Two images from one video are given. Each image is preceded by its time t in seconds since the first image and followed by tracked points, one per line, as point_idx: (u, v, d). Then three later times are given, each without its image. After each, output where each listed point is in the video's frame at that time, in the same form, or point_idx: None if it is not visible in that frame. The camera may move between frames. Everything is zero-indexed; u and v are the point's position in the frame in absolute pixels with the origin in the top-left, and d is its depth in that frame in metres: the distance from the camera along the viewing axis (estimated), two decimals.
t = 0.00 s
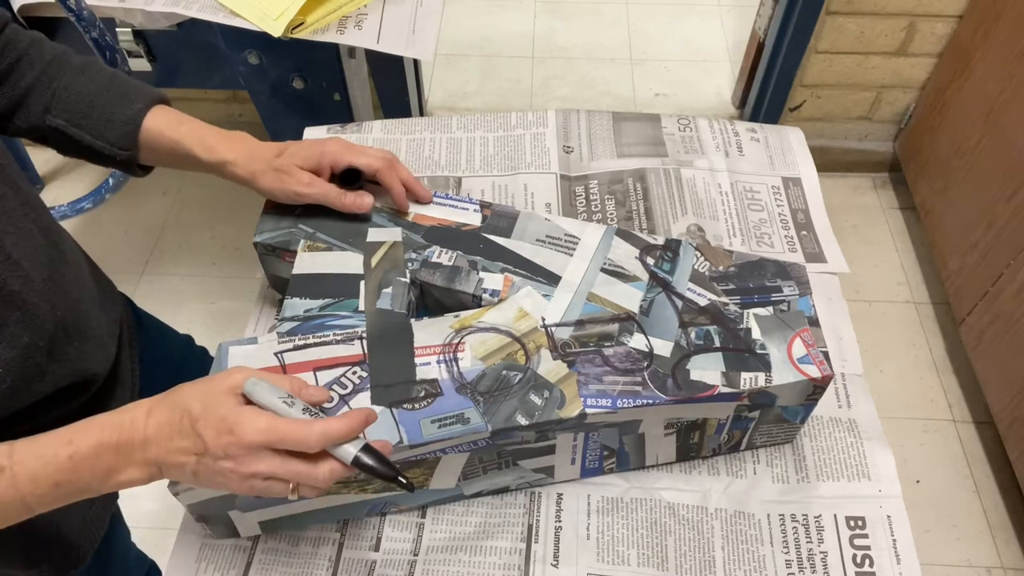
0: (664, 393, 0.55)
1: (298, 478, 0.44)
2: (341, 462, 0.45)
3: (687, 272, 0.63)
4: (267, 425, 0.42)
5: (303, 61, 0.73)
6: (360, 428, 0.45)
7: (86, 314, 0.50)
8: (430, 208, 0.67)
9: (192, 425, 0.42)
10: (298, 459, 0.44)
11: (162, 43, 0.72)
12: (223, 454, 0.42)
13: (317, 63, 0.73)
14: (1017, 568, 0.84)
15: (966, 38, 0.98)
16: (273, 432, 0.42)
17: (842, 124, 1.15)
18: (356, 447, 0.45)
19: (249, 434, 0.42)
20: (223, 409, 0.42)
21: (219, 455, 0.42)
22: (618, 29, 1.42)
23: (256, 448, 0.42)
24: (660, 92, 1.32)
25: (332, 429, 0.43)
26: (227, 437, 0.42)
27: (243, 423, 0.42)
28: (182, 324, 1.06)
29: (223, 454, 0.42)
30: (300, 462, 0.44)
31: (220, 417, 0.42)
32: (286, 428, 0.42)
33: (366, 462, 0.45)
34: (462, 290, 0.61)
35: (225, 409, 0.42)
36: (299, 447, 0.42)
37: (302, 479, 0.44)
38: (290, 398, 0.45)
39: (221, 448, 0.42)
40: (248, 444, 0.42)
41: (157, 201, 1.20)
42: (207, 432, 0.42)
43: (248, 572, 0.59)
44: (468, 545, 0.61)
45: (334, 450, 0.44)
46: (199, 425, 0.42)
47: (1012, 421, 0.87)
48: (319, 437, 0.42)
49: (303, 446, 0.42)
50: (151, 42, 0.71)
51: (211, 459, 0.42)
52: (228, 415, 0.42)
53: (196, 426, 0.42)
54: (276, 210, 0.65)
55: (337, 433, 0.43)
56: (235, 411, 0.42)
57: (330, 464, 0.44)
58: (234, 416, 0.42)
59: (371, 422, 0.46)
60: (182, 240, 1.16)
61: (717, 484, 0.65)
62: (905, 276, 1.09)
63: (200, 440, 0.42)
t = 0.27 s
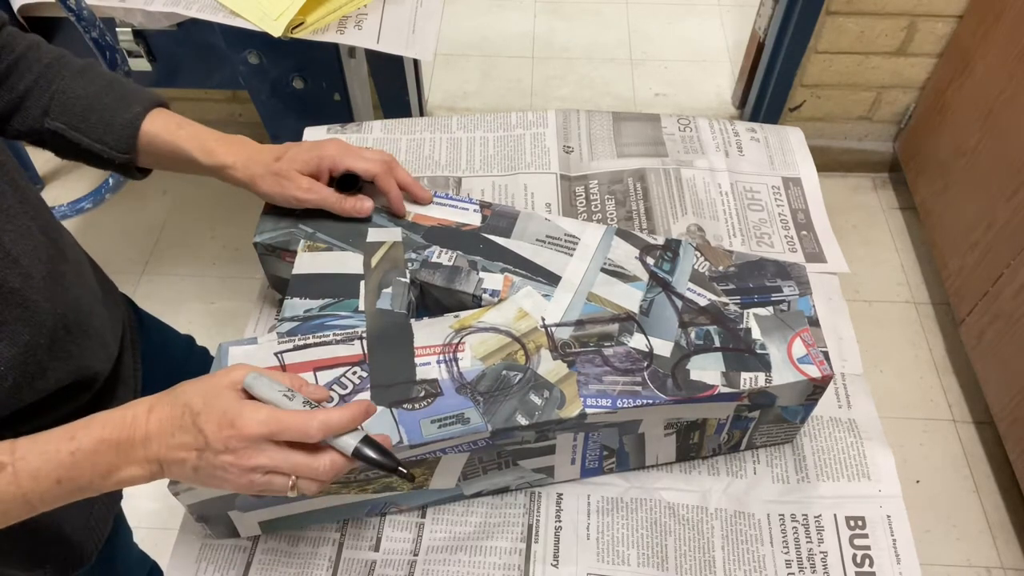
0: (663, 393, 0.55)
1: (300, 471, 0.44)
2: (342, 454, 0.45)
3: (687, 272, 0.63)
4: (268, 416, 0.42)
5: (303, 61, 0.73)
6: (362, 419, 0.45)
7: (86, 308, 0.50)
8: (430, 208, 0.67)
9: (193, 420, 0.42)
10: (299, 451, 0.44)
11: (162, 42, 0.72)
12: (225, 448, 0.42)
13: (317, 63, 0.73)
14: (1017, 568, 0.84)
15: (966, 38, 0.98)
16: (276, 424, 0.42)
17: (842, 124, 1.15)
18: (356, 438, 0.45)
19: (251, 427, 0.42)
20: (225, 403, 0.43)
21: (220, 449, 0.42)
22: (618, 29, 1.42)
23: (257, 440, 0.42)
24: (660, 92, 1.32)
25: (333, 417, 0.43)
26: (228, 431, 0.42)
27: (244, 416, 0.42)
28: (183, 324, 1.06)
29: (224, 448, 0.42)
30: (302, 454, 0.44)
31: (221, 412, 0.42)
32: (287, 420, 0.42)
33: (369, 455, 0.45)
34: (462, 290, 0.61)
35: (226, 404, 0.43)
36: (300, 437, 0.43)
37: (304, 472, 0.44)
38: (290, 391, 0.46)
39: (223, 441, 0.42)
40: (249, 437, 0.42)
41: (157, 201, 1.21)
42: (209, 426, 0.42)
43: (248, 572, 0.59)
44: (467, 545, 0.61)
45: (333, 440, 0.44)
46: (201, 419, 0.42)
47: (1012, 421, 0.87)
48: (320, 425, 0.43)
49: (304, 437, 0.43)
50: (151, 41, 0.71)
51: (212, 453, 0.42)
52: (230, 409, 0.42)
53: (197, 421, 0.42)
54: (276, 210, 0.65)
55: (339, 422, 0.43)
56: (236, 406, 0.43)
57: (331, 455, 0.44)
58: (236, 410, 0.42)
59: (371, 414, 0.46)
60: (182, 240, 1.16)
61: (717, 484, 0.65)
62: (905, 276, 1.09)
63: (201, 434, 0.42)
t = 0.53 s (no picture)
0: (664, 393, 0.55)
1: (301, 468, 0.44)
2: (343, 450, 0.45)
3: (687, 272, 0.63)
4: (269, 414, 0.42)
5: (303, 61, 0.73)
6: (362, 415, 0.45)
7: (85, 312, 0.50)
8: (430, 208, 0.67)
9: (194, 419, 0.42)
10: (300, 449, 0.44)
11: (162, 42, 0.72)
12: (225, 446, 0.42)
13: (317, 63, 0.73)
14: (1017, 568, 0.84)
15: (966, 38, 0.98)
16: (276, 422, 0.42)
17: (842, 124, 1.15)
18: (357, 434, 0.45)
19: (252, 424, 0.42)
20: (225, 401, 0.43)
21: (221, 447, 0.42)
22: (618, 29, 1.42)
23: (259, 438, 0.42)
24: (660, 92, 1.32)
25: (334, 414, 0.43)
26: (229, 429, 0.42)
27: (245, 414, 0.42)
28: (183, 324, 1.06)
29: (224, 445, 0.42)
30: (302, 452, 0.44)
31: (222, 410, 0.42)
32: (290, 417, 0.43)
33: (371, 451, 0.45)
34: (462, 290, 0.61)
35: (226, 402, 0.43)
36: (302, 434, 0.43)
37: (304, 468, 0.44)
38: (290, 388, 0.46)
39: (223, 438, 0.42)
40: (250, 434, 0.42)
41: (157, 201, 1.21)
42: (210, 424, 0.42)
43: (248, 572, 0.59)
44: (467, 545, 0.61)
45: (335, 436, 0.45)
46: (202, 417, 0.42)
47: (1012, 421, 0.87)
48: (322, 422, 0.43)
49: (306, 433, 0.43)
50: (151, 42, 0.71)
51: (213, 451, 0.42)
52: (231, 408, 0.42)
53: (198, 419, 0.42)
54: (276, 210, 0.65)
55: (340, 418, 0.44)
56: (237, 404, 0.43)
57: (333, 451, 0.45)
58: (237, 407, 0.42)
59: (372, 410, 0.46)
60: (182, 241, 1.16)
61: (717, 484, 0.65)
62: (905, 276, 1.09)
63: (202, 433, 0.42)
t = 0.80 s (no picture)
0: (664, 393, 0.55)
1: (301, 464, 0.44)
2: (344, 446, 0.46)
3: (687, 272, 0.63)
4: (270, 409, 0.42)
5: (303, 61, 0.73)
6: (362, 411, 0.45)
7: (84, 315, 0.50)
8: (430, 208, 0.67)
9: (196, 415, 0.42)
10: (301, 444, 0.44)
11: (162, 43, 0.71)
12: (227, 442, 0.42)
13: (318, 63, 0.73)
14: (1017, 568, 0.84)
15: (966, 38, 0.98)
16: (277, 417, 0.42)
17: (842, 124, 1.15)
18: (357, 431, 0.47)
19: (254, 420, 0.42)
20: (227, 398, 0.43)
21: (223, 443, 0.42)
22: (618, 29, 1.42)
23: (261, 433, 0.42)
24: (660, 92, 1.32)
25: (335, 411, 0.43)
26: (232, 425, 0.42)
27: (248, 411, 0.42)
28: (182, 324, 1.06)
29: (226, 441, 0.42)
30: (302, 447, 0.44)
31: (224, 406, 0.42)
32: (290, 411, 0.42)
33: (373, 448, 0.47)
34: (463, 290, 0.61)
35: (229, 399, 0.43)
36: (304, 429, 0.43)
37: (304, 465, 0.44)
38: (292, 386, 0.46)
39: (225, 434, 0.42)
40: (252, 430, 0.42)
41: (157, 201, 1.21)
42: (212, 420, 0.42)
43: (249, 572, 0.59)
44: (467, 545, 0.61)
45: (336, 433, 0.46)
46: (204, 414, 0.42)
47: (1012, 421, 0.87)
48: (323, 418, 0.43)
49: (307, 428, 0.43)
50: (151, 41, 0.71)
51: (214, 448, 0.42)
52: (233, 405, 0.42)
53: (200, 415, 0.42)
54: (276, 209, 0.65)
55: (341, 414, 0.43)
56: (239, 401, 0.43)
57: (334, 448, 0.45)
58: (239, 403, 0.42)
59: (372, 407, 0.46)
60: (182, 240, 1.16)
61: (717, 484, 0.65)
62: (905, 276, 1.09)
63: (203, 429, 0.42)
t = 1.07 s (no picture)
0: (664, 393, 0.55)
1: (302, 461, 0.44)
2: (346, 443, 0.45)
3: (687, 272, 0.63)
4: (270, 406, 0.42)
5: (303, 61, 0.73)
6: (363, 408, 0.44)
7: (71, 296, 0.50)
8: (430, 208, 0.67)
9: (196, 414, 0.42)
10: (302, 441, 0.44)
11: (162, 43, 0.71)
12: (227, 440, 0.42)
13: (318, 63, 0.73)
14: (1017, 568, 0.84)
15: (966, 38, 0.98)
16: (277, 414, 0.42)
17: (842, 124, 1.15)
18: (357, 428, 0.46)
19: (255, 417, 0.42)
20: (227, 395, 0.43)
21: (223, 441, 0.42)
22: (618, 29, 1.42)
23: (261, 431, 0.42)
24: (660, 92, 1.32)
25: (336, 407, 0.43)
26: (232, 422, 0.42)
27: (247, 408, 0.42)
28: (183, 324, 1.06)
29: (226, 439, 0.42)
30: (303, 445, 0.44)
31: (224, 403, 0.42)
32: (290, 407, 0.42)
33: (375, 445, 0.46)
34: (463, 290, 0.61)
35: (229, 397, 0.42)
36: (304, 426, 0.42)
37: (305, 461, 0.44)
38: (291, 383, 0.46)
39: (225, 433, 0.42)
40: (253, 426, 0.42)
41: (157, 200, 1.21)
42: (212, 418, 0.42)
43: (248, 572, 0.59)
44: (467, 545, 0.61)
45: (336, 430, 0.46)
46: (203, 412, 0.42)
47: (1012, 421, 0.87)
48: (323, 414, 0.42)
49: (307, 425, 0.42)
50: (151, 41, 0.71)
51: (215, 447, 0.42)
52: (233, 403, 0.42)
53: (200, 414, 0.42)
54: (276, 209, 0.65)
55: (342, 410, 0.43)
56: (239, 398, 0.42)
57: (335, 444, 0.44)
58: (240, 400, 0.42)
59: (372, 404, 0.45)
60: (182, 240, 1.16)
61: (717, 484, 0.65)
62: (905, 276, 1.09)
63: (204, 427, 0.42)
